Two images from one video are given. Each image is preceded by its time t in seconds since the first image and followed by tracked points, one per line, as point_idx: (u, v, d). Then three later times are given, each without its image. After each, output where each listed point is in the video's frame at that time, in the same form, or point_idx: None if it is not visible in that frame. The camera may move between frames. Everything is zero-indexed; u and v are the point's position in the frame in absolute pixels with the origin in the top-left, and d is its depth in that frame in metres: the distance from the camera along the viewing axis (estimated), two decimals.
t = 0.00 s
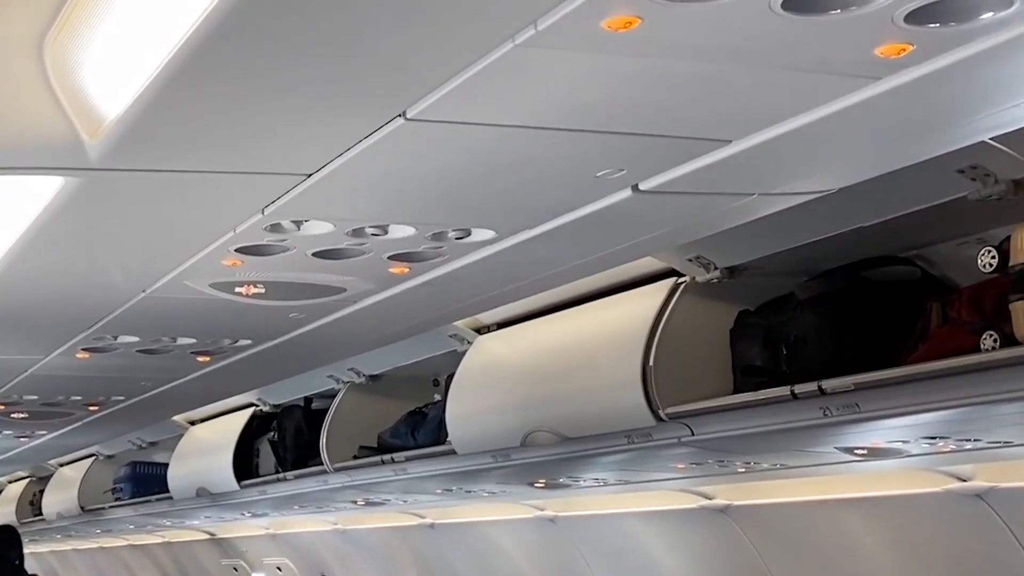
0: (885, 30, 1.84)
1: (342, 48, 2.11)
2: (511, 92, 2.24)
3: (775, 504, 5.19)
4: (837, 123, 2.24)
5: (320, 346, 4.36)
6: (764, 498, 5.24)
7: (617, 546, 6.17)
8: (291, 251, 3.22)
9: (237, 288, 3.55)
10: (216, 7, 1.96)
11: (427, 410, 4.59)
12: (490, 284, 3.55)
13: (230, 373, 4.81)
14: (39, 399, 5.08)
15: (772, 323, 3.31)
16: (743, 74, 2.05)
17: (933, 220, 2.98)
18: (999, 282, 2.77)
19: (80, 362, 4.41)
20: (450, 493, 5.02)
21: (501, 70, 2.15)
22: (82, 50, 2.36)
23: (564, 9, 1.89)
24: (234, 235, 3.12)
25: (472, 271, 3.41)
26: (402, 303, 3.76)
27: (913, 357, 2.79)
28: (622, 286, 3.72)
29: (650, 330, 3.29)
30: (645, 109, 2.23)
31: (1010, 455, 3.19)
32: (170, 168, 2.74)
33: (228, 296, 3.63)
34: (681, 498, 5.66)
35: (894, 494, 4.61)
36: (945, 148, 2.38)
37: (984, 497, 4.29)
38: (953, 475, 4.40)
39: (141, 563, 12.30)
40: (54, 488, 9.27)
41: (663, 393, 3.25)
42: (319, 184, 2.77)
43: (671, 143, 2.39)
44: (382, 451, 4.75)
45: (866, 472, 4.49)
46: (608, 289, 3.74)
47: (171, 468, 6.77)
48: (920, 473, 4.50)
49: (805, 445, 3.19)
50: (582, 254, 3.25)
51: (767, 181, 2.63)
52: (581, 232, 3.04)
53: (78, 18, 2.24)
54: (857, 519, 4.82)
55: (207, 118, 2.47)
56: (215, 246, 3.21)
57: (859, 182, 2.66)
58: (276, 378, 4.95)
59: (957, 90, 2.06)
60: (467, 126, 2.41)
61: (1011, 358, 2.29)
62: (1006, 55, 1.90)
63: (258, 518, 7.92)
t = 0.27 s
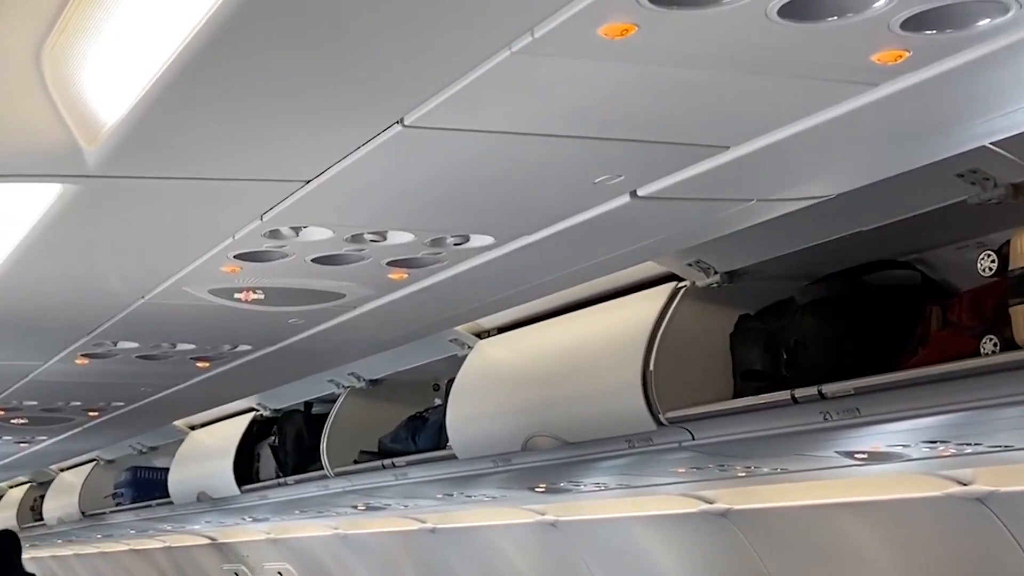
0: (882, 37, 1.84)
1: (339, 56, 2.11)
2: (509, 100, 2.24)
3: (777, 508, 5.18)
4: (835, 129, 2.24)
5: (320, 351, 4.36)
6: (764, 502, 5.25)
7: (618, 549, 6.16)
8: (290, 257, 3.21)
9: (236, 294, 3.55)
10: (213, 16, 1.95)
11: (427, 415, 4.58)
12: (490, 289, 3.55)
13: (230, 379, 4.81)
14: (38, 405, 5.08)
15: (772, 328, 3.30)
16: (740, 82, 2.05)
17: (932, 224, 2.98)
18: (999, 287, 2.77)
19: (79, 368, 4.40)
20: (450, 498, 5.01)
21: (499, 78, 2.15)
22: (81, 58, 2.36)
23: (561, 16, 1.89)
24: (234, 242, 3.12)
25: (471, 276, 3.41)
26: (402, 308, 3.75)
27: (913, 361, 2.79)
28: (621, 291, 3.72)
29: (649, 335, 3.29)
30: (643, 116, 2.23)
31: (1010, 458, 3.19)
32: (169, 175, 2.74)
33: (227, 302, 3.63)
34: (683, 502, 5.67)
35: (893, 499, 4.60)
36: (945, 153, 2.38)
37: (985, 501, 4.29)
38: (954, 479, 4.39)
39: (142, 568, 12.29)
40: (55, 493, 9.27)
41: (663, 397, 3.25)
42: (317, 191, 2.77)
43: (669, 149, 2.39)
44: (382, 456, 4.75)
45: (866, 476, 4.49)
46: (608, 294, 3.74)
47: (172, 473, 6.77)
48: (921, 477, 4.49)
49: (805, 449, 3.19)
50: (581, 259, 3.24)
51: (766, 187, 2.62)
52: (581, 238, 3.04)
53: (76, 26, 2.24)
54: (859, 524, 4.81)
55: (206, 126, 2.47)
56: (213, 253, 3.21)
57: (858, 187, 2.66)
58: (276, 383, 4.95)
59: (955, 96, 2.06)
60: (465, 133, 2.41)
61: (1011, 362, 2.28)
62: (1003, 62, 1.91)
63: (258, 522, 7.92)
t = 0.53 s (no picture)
0: (882, 46, 1.85)
1: (341, 68, 2.12)
2: (511, 109, 2.24)
3: (782, 513, 5.14)
4: (837, 137, 2.24)
5: (323, 357, 4.37)
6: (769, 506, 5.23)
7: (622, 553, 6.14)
8: (292, 265, 3.22)
9: (239, 301, 3.55)
10: (215, 28, 1.96)
11: (431, 419, 4.58)
12: (492, 295, 3.56)
13: (233, 384, 4.82)
14: (42, 410, 5.08)
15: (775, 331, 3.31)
16: (741, 91, 2.06)
17: (934, 227, 2.99)
18: (1002, 290, 2.78)
19: (82, 374, 4.41)
20: (454, 502, 5.02)
21: (501, 88, 2.16)
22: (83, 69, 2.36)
23: (562, 27, 1.91)
24: (236, 250, 3.12)
25: (473, 282, 3.41)
26: (404, 315, 3.76)
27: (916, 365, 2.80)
28: (624, 295, 3.72)
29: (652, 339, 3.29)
30: (645, 125, 2.24)
31: (1014, 462, 3.19)
32: (171, 184, 2.75)
33: (229, 309, 3.64)
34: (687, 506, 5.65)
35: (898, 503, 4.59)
36: (947, 160, 2.39)
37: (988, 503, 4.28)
38: (959, 482, 4.39)
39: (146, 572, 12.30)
40: (58, 497, 9.28)
41: (666, 401, 3.26)
42: (319, 200, 2.77)
43: (671, 157, 2.40)
44: (385, 461, 4.75)
45: (870, 479, 4.48)
46: (611, 298, 3.74)
47: (175, 477, 6.78)
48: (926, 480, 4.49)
49: (808, 453, 3.20)
50: (583, 266, 3.25)
51: (768, 194, 2.63)
52: (583, 245, 3.05)
53: (79, 37, 2.25)
54: (863, 527, 4.80)
55: (207, 137, 2.47)
56: (216, 261, 3.21)
57: (860, 193, 2.66)
58: (279, 388, 4.95)
59: (956, 104, 2.06)
60: (467, 142, 2.41)
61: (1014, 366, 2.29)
62: (1004, 71, 1.91)
63: (262, 526, 7.92)
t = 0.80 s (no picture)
0: (891, 49, 1.86)
1: (350, 72, 2.13)
2: (518, 111, 2.25)
3: (791, 517, 5.00)
4: (844, 140, 2.24)
5: (329, 360, 4.37)
6: (781, 509, 5.11)
7: (628, 556, 6.06)
8: (299, 268, 3.22)
9: (246, 304, 3.56)
10: (223, 32, 1.97)
11: (437, 422, 4.62)
12: (499, 298, 3.56)
13: (239, 387, 4.82)
14: (48, 414, 5.10)
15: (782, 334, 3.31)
16: (749, 95, 2.06)
17: (941, 228, 2.99)
18: (1009, 291, 2.79)
19: (89, 378, 4.42)
20: (461, 505, 5.02)
21: (509, 92, 2.17)
22: (90, 74, 2.37)
23: (569, 30, 1.91)
24: (243, 253, 3.13)
25: (479, 285, 3.41)
26: (411, 317, 3.76)
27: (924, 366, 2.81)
28: (632, 297, 3.72)
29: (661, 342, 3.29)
30: (653, 129, 2.24)
31: None
32: (178, 188, 2.75)
33: (235, 312, 3.64)
34: (695, 508, 5.52)
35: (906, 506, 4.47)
36: (955, 162, 2.39)
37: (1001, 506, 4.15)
38: (969, 483, 4.33)
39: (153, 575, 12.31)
40: (65, 501, 9.30)
41: (674, 404, 3.26)
42: (326, 203, 2.77)
43: (679, 160, 2.40)
44: (392, 463, 4.77)
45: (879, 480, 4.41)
46: (618, 301, 3.74)
47: (182, 481, 6.79)
48: (938, 481, 4.42)
49: (816, 455, 3.19)
50: (590, 269, 3.25)
51: (776, 197, 2.63)
52: (590, 248, 3.05)
53: (86, 41, 2.25)
54: (873, 531, 4.69)
55: (216, 140, 2.48)
56: (223, 264, 3.21)
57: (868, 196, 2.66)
58: (285, 391, 4.95)
59: (964, 107, 2.06)
60: (474, 145, 2.41)
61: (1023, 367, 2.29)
62: (1011, 73, 1.91)
63: (269, 529, 7.92)
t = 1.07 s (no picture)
0: (901, 51, 1.86)
1: (360, 76, 2.13)
2: (526, 114, 2.25)
3: (801, 519, 5.01)
4: (855, 141, 2.24)
5: (338, 363, 4.37)
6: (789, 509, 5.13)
7: (637, 559, 6.05)
8: (307, 272, 3.22)
9: (254, 307, 3.56)
10: (232, 36, 1.97)
11: (446, 423, 4.62)
12: (507, 301, 3.56)
13: (247, 391, 4.83)
14: (57, 418, 5.11)
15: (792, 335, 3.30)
16: (759, 97, 2.06)
17: (952, 228, 2.98)
18: (1018, 292, 2.77)
19: (97, 381, 4.43)
20: (470, 507, 5.02)
21: (518, 95, 2.17)
22: (98, 78, 2.37)
23: (579, 33, 1.91)
24: (251, 256, 3.13)
25: (488, 288, 3.42)
26: (419, 321, 3.76)
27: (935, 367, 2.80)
28: (641, 297, 3.70)
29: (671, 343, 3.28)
30: (663, 131, 2.24)
31: None
32: (187, 192, 2.76)
33: (243, 316, 3.64)
34: (705, 510, 5.52)
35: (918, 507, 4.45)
36: (966, 163, 2.38)
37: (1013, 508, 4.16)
38: (980, 484, 4.32)
39: None
40: (72, 503, 9.32)
41: (684, 405, 3.24)
42: (334, 207, 2.78)
43: (688, 162, 2.40)
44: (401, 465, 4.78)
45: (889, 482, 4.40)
46: (627, 302, 3.73)
47: (190, 483, 6.80)
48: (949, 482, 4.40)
49: (826, 457, 3.18)
50: (598, 271, 3.25)
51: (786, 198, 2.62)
52: (598, 250, 3.05)
53: (94, 45, 2.26)
54: (884, 532, 4.68)
55: (225, 144, 2.48)
56: (231, 268, 3.22)
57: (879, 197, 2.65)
58: (293, 394, 4.96)
59: (975, 107, 2.06)
60: (482, 147, 2.41)
61: None
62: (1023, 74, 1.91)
63: (277, 531, 7.93)
